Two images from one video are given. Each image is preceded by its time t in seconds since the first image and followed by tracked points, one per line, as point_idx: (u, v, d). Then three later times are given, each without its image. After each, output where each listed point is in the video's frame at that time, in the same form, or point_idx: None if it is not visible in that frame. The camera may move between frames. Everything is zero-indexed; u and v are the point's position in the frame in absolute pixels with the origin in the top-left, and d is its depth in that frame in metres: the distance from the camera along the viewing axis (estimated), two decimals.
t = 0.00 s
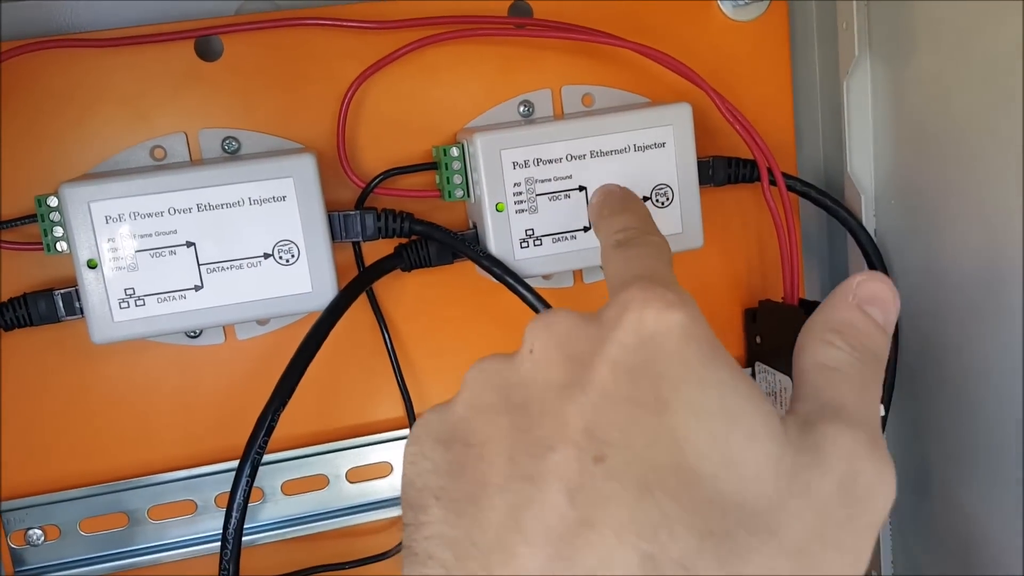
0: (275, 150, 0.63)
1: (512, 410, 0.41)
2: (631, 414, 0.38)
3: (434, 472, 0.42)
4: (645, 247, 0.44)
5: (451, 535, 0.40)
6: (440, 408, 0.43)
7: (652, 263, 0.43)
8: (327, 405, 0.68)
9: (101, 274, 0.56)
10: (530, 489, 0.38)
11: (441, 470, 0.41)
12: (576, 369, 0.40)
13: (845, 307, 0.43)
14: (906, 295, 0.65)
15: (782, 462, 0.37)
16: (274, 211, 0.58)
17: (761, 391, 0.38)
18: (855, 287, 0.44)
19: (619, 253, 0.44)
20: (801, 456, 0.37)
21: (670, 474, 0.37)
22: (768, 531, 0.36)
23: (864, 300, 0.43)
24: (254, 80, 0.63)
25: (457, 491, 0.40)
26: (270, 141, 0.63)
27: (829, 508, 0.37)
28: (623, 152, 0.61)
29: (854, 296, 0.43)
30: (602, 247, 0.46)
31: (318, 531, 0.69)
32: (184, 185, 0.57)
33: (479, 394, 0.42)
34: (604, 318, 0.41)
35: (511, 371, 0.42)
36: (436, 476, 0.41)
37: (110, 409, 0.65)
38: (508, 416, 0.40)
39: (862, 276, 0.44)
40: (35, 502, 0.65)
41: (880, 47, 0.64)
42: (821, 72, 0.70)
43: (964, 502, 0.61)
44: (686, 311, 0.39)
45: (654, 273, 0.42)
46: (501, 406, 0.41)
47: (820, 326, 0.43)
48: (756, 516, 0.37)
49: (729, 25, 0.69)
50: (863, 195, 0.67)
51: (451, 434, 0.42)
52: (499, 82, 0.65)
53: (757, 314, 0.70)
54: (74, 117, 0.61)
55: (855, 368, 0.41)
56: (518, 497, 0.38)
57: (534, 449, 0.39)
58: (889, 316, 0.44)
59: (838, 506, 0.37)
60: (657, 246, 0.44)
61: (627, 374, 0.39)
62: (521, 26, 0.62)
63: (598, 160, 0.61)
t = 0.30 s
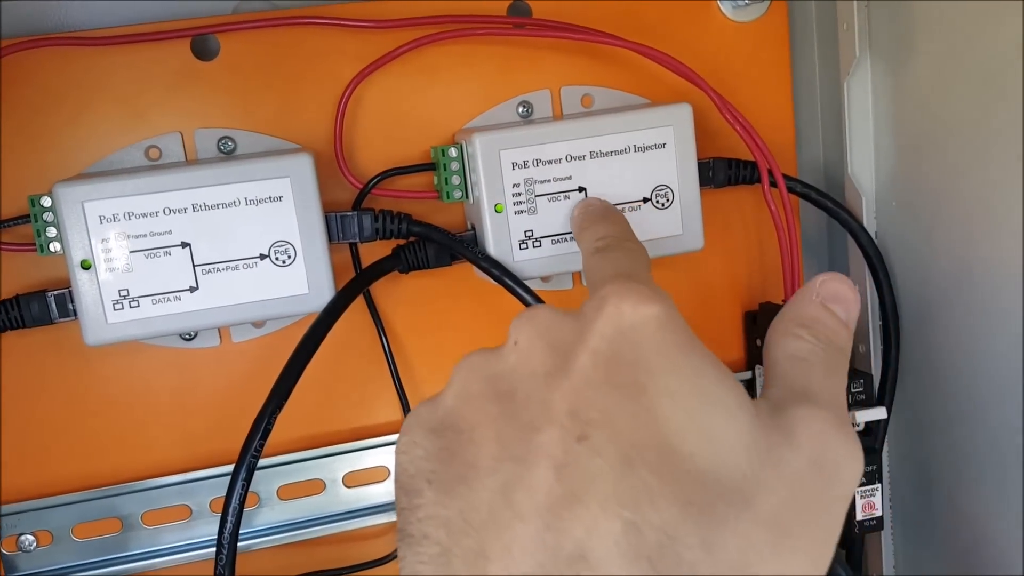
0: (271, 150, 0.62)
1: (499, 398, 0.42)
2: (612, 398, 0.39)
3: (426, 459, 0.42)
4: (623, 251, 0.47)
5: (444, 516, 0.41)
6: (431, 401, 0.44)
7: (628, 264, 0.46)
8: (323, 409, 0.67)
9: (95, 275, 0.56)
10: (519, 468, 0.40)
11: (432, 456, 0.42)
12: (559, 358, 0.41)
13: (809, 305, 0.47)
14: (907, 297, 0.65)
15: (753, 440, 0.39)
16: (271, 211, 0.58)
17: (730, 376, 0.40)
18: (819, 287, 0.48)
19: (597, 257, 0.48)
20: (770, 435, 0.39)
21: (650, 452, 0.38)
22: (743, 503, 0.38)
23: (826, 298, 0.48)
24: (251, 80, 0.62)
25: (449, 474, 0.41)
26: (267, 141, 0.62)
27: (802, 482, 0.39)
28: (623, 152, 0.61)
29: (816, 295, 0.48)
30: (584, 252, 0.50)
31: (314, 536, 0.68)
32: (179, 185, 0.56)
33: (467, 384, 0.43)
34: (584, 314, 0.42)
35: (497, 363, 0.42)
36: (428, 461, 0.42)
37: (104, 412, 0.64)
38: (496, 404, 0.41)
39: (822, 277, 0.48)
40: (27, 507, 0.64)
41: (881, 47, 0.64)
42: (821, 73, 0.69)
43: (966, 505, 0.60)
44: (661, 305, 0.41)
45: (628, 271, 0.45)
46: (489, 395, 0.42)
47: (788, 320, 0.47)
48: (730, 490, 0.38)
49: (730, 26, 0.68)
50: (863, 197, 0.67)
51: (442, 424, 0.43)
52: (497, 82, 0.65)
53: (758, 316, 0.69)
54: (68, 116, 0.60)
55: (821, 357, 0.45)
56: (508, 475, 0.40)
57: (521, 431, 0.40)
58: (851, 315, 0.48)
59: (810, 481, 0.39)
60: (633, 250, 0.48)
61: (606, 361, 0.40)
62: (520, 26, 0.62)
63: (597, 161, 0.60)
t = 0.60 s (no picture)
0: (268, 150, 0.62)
1: (493, 394, 0.42)
2: (606, 393, 0.39)
3: (418, 456, 0.42)
4: (620, 246, 0.47)
5: (437, 511, 0.40)
6: (425, 399, 0.44)
7: (624, 258, 0.46)
8: (319, 410, 0.67)
9: (90, 274, 0.55)
10: (512, 463, 0.39)
11: (425, 452, 0.42)
12: (553, 354, 0.41)
13: (805, 302, 0.47)
14: (906, 300, 0.65)
15: (748, 434, 0.39)
16: (268, 211, 0.57)
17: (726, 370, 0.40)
18: (814, 285, 0.48)
19: (595, 251, 0.48)
20: (765, 429, 0.39)
21: (643, 445, 0.38)
22: (737, 496, 0.37)
23: (821, 296, 0.48)
24: (248, 79, 0.62)
25: (441, 471, 0.41)
26: (263, 140, 0.62)
27: (796, 476, 0.38)
28: (621, 153, 0.61)
29: (812, 293, 0.47)
30: (582, 245, 0.50)
31: (309, 539, 0.67)
32: (175, 184, 0.56)
33: (462, 380, 0.43)
34: (580, 310, 0.42)
35: (492, 360, 0.43)
36: (421, 458, 0.42)
37: (98, 413, 0.64)
38: (490, 400, 0.41)
39: (818, 275, 0.48)
40: (20, 509, 0.64)
41: (880, 49, 0.64)
42: (820, 74, 0.69)
43: (965, 506, 0.60)
44: (658, 302, 0.41)
45: (627, 266, 0.45)
46: (483, 391, 0.42)
47: (783, 317, 0.47)
48: (723, 483, 0.38)
49: (729, 27, 0.68)
50: (863, 199, 0.67)
51: (435, 421, 0.43)
52: (496, 83, 0.65)
53: (757, 319, 0.69)
54: (64, 115, 0.60)
55: (814, 354, 0.44)
56: (501, 469, 0.39)
57: (514, 427, 0.40)
58: (846, 314, 0.48)
59: (803, 475, 0.39)
60: (631, 246, 0.48)
61: (602, 357, 0.40)
62: (518, 25, 0.62)
63: (596, 161, 0.60)
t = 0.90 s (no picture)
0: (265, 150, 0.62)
1: (485, 403, 0.41)
2: (596, 401, 0.39)
3: (412, 464, 0.42)
4: (613, 251, 0.48)
5: (429, 521, 0.40)
6: (419, 408, 0.44)
7: (615, 263, 0.46)
8: (316, 410, 0.67)
9: (86, 274, 0.55)
10: (503, 471, 0.39)
11: (418, 461, 0.42)
12: (544, 362, 0.41)
13: (798, 309, 0.48)
14: (904, 301, 0.65)
15: (739, 441, 0.39)
16: (264, 211, 0.57)
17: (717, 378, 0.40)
18: (806, 292, 0.49)
19: (590, 256, 0.48)
20: (757, 435, 0.39)
21: (634, 454, 0.38)
22: (728, 504, 0.38)
23: (814, 302, 0.49)
24: (245, 79, 0.62)
25: (433, 479, 0.41)
26: (261, 140, 0.62)
27: (787, 483, 0.39)
28: (619, 153, 0.61)
29: (805, 298, 0.48)
30: (577, 252, 0.50)
31: (306, 540, 0.67)
32: (172, 184, 0.56)
33: (454, 389, 0.43)
34: (572, 318, 0.42)
35: (485, 369, 0.43)
36: (414, 467, 0.42)
37: (94, 414, 0.64)
38: (482, 408, 0.41)
39: (811, 281, 0.49)
40: (16, 509, 0.63)
41: (878, 49, 0.64)
42: (818, 74, 0.69)
43: (961, 505, 0.60)
44: (649, 308, 0.41)
45: (619, 272, 0.45)
46: (475, 399, 0.42)
47: (776, 322, 0.47)
48: (715, 491, 0.38)
49: (727, 28, 0.68)
50: (860, 198, 0.67)
51: (428, 429, 0.42)
52: (493, 83, 0.65)
53: (754, 319, 0.69)
54: (61, 115, 0.60)
55: (808, 359, 0.45)
56: (493, 477, 0.39)
57: (506, 435, 0.40)
58: (838, 320, 0.49)
59: (795, 481, 0.39)
60: (626, 251, 0.48)
61: (593, 364, 0.40)
62: (515, 25, 0.62)
63: (593, 161, 0.60)
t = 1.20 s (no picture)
0: (269, 151, 0.62)
1: (487, 400, 0.43)
2: (597, 399, 0.40)
3: (416, 461, 0.43)
4: (614, 250, 0.49)
5: (434, 515, 0.41)
6: (422, 406, 0.45)
7: (614, 262, 0.47)
8: (319, 409, 0.67)
9: (93, 274, 0.56)
10: (505, 467, 0.40)
11: (423, 458, 0.43)
12: (545, 361, 0.42)
13: (798, 308, 0.49)
14: (900, 301, 0.66)
15: (737, 438, 0.40)
16: (268, 212, 0.58)
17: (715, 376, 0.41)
18: (805, 291, 0.50)
19: (591, 256, 0.49)
20: (754, 432, 0.40)
21: (633, 449, 0.39)
22: (726, 499, 0.39)
23: (814, 301, 0.50)
24: (249, 81, 0.62)
25: (437, 475, 0.42)
26: (265, 142, 0.63)
27: (784, 478, 0.40)
28: (618, 155, 0.61)
29: (804, 298, 0.49)
30: (577, 252, 0.51)
31: (309, 536, 0.68)
32: (178, 186, 0.57)
33: (457, 389, 0.44)
34: (573, 318, 0.43)
35: (487, 367, 0.44)
36: (419, 464, 0.43)
37: (101, 410, 0.65)
38: (484, 406, 0.42)
39: (811, 281, 0.50)
40: (24, 505, 0.64)
41: (874, 52, 0.64)
42: (815, 76, 0.70)
43: (956, 503, 0.61)
44: (649, 307, 0.42)
45: (617, 271, 0.46)
46: (477, 397, 0.43)
47: (776, 321, 0.48)
48: (712, 486, 0.39)
49: (726, 31, 0.69)
50: (856, 200, 0.68)
51: (433, 427, 0.44)
52: (494, 86, 0.66)
53: (751, 320, 0.70)
54: (67, 116, 0.61)
55: (806, 357, 0.46)
56: (495, 473, 0.40)
57: (507, 431, 0.41)
58: (837, 319, 0.50)
59: (792, 477, 0.40)
60: (625, 250, 0.49)
61: (594, 363, 0.41)
62: (516, 29, 0.62)
63: (593, 163, 0.61)
